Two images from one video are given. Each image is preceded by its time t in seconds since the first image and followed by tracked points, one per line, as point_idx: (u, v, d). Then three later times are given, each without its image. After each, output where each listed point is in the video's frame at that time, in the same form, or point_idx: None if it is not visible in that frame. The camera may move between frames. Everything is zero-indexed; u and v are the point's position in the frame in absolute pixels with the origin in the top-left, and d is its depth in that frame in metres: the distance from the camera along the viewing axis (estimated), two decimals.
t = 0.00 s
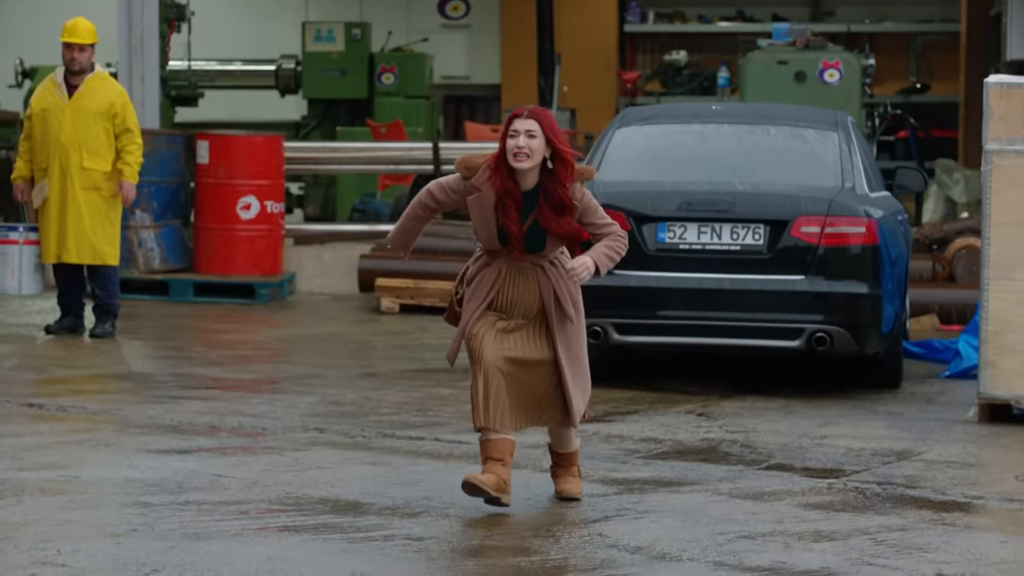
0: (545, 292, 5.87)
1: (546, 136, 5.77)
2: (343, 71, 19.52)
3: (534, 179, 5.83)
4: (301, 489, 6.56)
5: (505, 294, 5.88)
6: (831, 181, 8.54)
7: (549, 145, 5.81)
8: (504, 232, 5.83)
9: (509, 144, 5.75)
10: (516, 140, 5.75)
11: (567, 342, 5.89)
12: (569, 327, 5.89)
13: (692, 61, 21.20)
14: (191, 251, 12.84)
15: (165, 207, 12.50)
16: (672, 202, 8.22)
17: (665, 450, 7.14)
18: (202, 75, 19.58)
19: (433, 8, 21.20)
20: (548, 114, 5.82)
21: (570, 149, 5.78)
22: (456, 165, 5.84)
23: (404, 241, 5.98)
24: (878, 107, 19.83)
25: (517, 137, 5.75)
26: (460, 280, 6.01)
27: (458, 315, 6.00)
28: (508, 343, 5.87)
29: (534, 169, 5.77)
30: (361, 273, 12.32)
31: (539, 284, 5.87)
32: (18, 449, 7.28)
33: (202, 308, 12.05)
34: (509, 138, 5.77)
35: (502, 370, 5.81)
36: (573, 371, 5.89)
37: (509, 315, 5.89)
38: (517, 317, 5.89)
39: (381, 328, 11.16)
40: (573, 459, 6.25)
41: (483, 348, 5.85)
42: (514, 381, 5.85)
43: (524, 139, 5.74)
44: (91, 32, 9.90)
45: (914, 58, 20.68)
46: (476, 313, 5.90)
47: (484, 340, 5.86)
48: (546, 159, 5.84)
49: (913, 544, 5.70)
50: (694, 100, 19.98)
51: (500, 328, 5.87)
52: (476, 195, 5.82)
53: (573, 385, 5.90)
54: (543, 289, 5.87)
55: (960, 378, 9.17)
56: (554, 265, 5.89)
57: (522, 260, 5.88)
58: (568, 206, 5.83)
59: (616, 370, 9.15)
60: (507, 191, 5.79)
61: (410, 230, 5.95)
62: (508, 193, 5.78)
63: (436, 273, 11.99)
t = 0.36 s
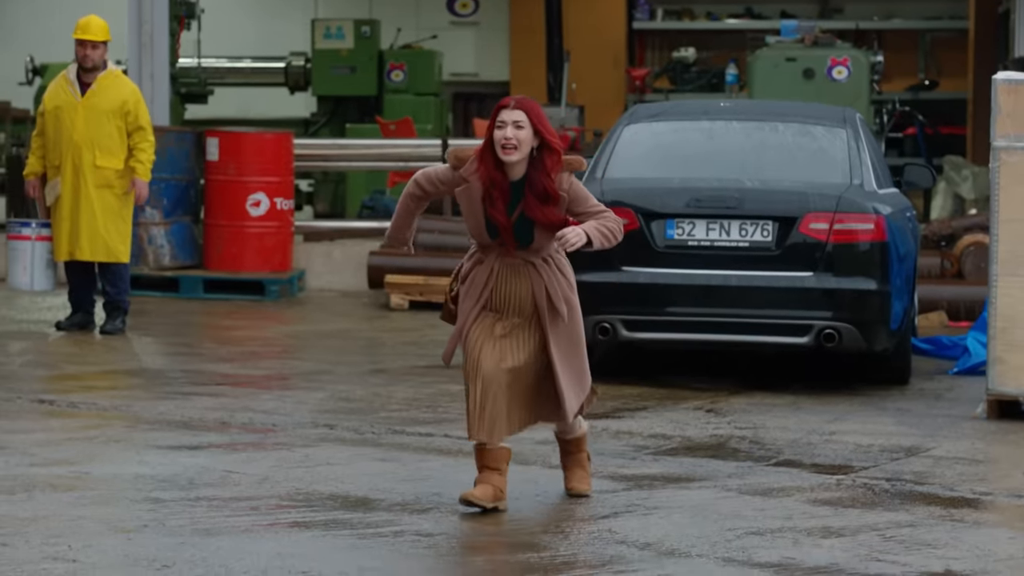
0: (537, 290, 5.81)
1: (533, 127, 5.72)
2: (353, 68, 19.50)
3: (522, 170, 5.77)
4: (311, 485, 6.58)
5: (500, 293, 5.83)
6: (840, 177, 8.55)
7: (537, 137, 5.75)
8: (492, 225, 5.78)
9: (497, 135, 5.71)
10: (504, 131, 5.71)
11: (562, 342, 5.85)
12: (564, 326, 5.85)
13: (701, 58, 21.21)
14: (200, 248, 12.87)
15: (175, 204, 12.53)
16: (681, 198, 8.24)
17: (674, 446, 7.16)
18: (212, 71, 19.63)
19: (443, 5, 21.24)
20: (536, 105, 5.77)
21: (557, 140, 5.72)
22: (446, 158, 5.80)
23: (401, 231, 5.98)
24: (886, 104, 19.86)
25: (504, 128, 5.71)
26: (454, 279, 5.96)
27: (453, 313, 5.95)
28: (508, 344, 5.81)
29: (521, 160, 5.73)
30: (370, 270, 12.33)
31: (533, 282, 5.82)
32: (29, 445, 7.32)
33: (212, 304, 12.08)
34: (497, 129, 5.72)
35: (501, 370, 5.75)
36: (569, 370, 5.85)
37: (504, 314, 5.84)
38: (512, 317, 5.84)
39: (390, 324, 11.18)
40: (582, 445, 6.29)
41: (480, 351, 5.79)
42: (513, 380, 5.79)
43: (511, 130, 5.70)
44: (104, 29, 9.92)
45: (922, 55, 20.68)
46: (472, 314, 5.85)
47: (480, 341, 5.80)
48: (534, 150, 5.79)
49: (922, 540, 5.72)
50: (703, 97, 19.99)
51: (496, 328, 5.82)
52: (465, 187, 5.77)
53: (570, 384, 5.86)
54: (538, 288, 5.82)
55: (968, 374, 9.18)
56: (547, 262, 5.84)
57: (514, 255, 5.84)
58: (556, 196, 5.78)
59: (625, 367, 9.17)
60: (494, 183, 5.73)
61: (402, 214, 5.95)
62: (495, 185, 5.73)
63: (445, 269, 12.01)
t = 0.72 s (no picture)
0: (535, 291, 5.75)
1: (528, 122, 5.64)
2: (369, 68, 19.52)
3: (517, 167, 5.71)
4: (329, 482, 6.62)
5: (499, 293, 5.79)
6: (855, 176, 8.56)
7: (532, 131, 5.67)
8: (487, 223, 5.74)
9: (492, 132, 5.64)
10: (498, 127, 5.63)
11: (561, 344, 5.80)
12: (564, 328, 5.80)
13: (717, 57, 21.23)
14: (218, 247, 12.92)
15: (193, 202, 12.57)
16: (696, 197, 8.27)
17: (689, 444, 7.18)
18: (229, 71, 19.73)
19: (459, 5, 21.32)
20: (529, 98, 5.69)
21: (554, 135, 5.64)
22: (442, 159, 5.77)
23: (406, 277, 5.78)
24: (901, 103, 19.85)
25: (499, 124, 5.63)
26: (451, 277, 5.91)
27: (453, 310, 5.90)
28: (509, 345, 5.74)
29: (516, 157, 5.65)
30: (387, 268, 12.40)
31: (531, 282, 5.76)
32: (49, 443, 7.36)
33: (230, 302, 12.13)
34: (492, 125, 5.65)
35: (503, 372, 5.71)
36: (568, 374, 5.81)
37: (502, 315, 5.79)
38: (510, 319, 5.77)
39: (406, 322, 11.22)
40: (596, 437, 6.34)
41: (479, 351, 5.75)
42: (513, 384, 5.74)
43: (506, 126, 5.62)
44: (125, 29, 9.97)
45: (937, 54, 20.66)
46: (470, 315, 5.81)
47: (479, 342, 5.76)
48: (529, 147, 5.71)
49: (937, 538, 5.74)
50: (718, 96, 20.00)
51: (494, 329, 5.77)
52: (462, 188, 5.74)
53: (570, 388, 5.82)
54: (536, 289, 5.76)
55: (983, 372, 9.18)
56: (546, 262, 5.78)
57: (511, 253, 5.78)
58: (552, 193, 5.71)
59: (641, 365, 9.19)
60: (489, 182, 5.68)
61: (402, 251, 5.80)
62: (490, 184, 5.68)
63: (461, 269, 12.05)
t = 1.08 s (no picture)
0: (542, 292, 5.76)
1: (531, 122, 5.63)
2: (394, 68, 19.61)
3: (521, 168, 5.70)
4: (354, 479, 6.68)
5: (506, 297, 5.78)
6: (877, 176, 8.59)
7: (536, 132, 5.67)
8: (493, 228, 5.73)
9: (495, 133, 5.63)
10: (501, 129, 5.62)
11: (568, 349, 5.77)
12: (571, 332, 5.78)
13: (739, 58, 21.26)
14: (245, 246, 12.99)
15: (220, 202, 12.70)
16: (720, 197, 8.31)
17: (713, 442, 7.23)
18: (256, 72, 19.85)
19: (483, 6, 21.41)
20: (533, 99, 5.68)
21: (556, 136, 5.62)
22: (447, 164, 5.77)
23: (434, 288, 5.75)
24: (922, 103, 19.85)
25: (502, 125, 5.63)
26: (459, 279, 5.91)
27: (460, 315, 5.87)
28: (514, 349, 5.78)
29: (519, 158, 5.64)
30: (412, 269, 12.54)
31: (538, 285, 5.77)
32: (79, 441, 7.45)
33: (257, 302, 12.21)
34: (495, 127, 5.65)
35: (507, 378, 5.77)
36: (578, 376, 5.78)
37: (509, 319, 5.78)
38: (518, 322, 5.77)
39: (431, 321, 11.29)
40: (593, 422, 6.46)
41: (486, 356, 5.79)
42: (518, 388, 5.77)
43: (509, 127, 5.61)
44: (157, 31, 10.07)
45: (958, 54, 20.66)
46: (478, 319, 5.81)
47: (486, 347, 5.78)
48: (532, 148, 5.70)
49: (958, 535, 5.77)
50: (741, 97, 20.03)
51: (502, 331, 5.77)
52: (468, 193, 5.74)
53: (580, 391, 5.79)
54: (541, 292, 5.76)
55: (1005, 371, 9.21)
56: (552, 266, 5.78)
57: (515, 256, 5.78)
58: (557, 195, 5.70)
59: (665, 364, 9.24)
60: (493, 186, 5.67)
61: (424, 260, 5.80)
62: (493, 186, 5.66)
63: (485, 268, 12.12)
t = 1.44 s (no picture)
0: (555, 291, 5.90)
1: (545, 122, 5.80)
2: (428, 71, 19.71)
3: (535, 167, 5.85)
4: (389, 478, 6.75)
5: (518, 290, 5.92)
6: (908, 177, 8.62)
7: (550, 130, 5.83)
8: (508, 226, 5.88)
9: (509, 132, 5.79)
10: (515, 127, 5.79)
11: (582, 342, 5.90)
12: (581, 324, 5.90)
13: (771, 60, 21.25)
14: (281, 247, 13.08)
15: (256, 203, 12.76)
16: (751, 198, 8.36)
17: (745, 441, 7.27)
18: (292, 74, 19.95)
19: (517, 8, 21.47)
20: (548, 99, 5.84)
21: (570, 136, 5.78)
22: (461, 163, 5.89)
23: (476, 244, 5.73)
24: (953, 104, 19.82)
25: (516, 124, 5.79)
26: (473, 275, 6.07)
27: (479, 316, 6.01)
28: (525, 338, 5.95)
29: (533, 157, 5.80)
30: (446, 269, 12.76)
31: (551, 282, 5.91)
32: (117, 439, 7.54)
33: (292, 301, 12.30)
34: (509, 126, 5.81)
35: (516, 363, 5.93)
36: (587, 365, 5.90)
37: (520, 311, 5.93)
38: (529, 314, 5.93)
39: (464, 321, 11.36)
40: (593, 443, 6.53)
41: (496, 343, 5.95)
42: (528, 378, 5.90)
43: (523, 126, 5.78)
44: (197, 34, 10.16)
45: (990, 56, 20.63)
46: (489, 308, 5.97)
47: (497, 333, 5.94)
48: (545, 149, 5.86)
49: (990, 534, 5.81)
50: (772, 98, 20.05)
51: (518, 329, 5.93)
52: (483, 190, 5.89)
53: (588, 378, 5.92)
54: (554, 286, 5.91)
55: None
56: (567, 265, 5.92)
57: (528, 255, 5.91)
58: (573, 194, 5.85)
59: (697, 364, 9.28)
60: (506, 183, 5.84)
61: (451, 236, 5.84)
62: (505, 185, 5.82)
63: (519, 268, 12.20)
